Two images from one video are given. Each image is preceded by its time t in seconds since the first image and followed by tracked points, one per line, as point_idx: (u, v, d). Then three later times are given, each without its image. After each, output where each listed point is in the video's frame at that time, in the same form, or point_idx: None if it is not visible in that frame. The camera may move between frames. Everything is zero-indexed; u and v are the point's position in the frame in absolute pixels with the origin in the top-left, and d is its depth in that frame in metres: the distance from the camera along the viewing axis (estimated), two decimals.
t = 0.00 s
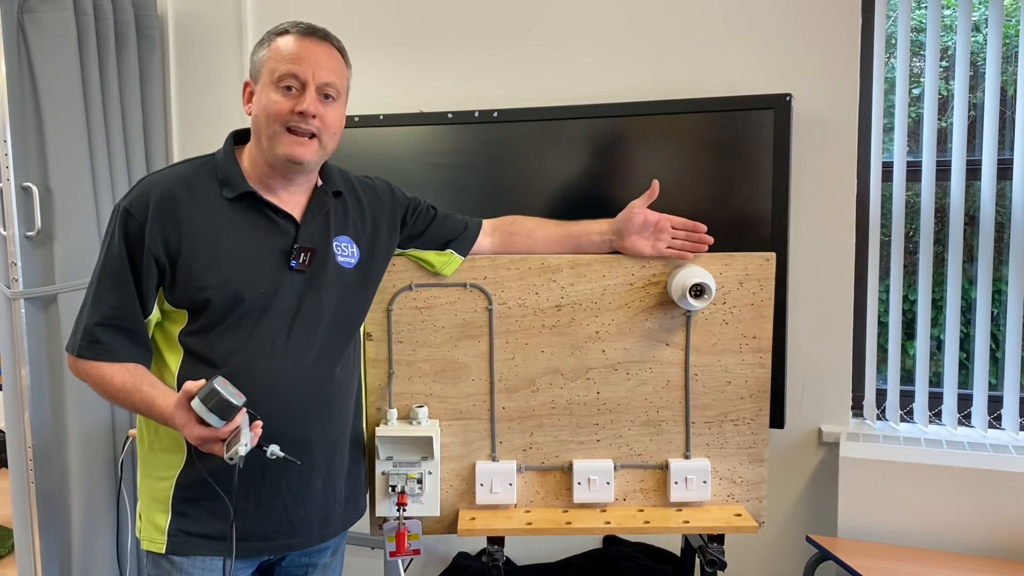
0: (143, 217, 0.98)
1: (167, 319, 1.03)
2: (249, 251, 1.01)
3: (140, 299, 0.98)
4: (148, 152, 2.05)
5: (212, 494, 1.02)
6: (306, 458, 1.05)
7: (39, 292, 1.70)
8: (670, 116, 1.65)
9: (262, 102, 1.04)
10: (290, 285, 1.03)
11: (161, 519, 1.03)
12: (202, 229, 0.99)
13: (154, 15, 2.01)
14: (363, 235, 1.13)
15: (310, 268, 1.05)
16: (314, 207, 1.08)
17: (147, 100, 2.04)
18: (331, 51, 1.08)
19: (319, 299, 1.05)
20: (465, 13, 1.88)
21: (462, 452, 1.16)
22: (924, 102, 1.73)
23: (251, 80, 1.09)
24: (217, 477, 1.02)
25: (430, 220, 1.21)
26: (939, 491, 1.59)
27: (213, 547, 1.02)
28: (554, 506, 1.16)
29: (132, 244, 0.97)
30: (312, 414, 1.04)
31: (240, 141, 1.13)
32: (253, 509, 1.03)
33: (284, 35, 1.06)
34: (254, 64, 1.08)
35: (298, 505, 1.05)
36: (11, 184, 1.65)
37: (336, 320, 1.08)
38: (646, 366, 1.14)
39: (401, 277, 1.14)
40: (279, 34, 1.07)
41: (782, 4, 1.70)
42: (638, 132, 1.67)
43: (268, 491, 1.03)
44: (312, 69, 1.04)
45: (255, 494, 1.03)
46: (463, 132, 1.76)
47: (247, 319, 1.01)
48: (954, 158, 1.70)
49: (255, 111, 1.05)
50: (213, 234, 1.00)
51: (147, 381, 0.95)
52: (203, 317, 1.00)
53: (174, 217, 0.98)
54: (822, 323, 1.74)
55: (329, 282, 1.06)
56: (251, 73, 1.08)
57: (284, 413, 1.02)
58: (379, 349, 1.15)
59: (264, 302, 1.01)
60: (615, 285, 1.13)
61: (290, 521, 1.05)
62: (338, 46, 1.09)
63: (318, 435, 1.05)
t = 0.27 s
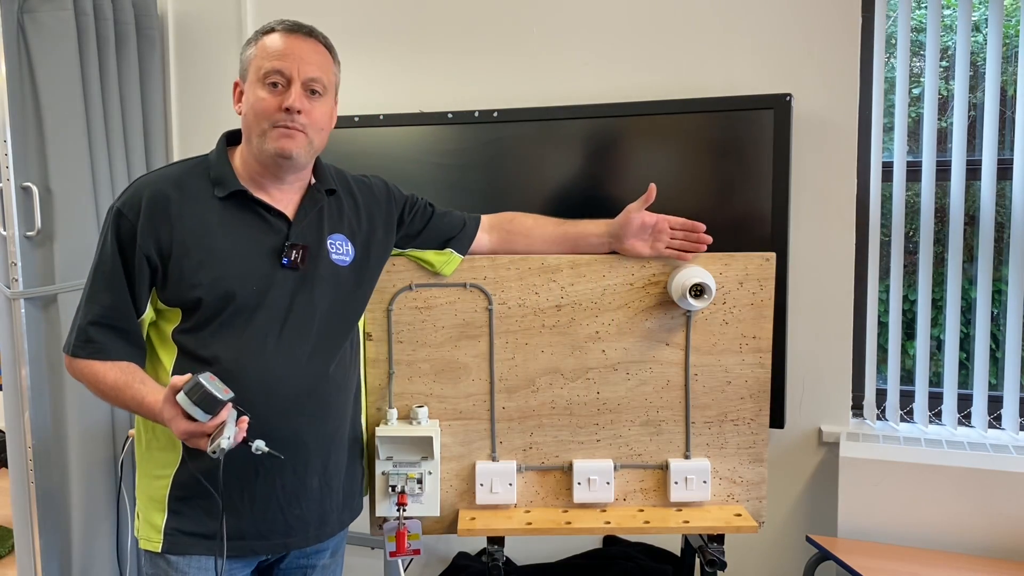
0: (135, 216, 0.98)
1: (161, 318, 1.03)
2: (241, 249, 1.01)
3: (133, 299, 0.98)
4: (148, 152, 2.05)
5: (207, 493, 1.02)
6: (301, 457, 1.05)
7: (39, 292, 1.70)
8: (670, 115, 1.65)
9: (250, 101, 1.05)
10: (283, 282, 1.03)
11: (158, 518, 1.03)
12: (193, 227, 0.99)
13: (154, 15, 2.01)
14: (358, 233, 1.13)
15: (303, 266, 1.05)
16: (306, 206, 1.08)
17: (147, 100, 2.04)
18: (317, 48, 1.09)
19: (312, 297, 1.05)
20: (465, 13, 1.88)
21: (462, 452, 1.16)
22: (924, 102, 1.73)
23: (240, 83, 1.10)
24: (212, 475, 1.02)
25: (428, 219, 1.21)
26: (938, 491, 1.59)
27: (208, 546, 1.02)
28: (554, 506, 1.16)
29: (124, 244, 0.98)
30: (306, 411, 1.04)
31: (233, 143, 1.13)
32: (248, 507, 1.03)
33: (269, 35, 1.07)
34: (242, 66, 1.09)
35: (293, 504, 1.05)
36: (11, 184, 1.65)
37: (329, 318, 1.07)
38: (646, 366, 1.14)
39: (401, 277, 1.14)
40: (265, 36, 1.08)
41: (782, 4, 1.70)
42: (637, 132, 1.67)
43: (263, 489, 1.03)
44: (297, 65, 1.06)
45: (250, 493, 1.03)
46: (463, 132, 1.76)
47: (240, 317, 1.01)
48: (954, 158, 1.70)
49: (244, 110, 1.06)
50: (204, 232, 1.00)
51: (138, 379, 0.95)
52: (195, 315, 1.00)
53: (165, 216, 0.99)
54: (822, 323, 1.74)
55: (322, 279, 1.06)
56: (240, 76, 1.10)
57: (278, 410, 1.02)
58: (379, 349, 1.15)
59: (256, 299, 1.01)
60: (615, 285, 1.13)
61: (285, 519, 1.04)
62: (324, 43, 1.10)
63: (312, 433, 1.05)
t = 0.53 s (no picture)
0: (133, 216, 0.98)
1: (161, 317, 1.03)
2: (238, 248, 1.01)
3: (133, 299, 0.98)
4: (148, 152, 2.05)
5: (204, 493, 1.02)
6: (299, 456, 1.04)
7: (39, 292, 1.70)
8: (670, 116, 1.65)
9: (240, 97, 1.05)
10: (279, 281, 1.03)
11: (157, 518, 1.03)
12: (189, 227, 0.99)
13: (154, 15, 2.01)
14: (355, 232, 1.13)
15: (299, 264, 1.04)
16: (302, 204, 1.08)
17: (146, 99, 2.04)
18: (305, 42, 1.10)
19: (309, 296, 1.04)
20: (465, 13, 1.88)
21: (462, 452, 1.16)
22: (924, 102, 1.73)
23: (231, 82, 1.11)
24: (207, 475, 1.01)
25: (425, 217, 1.22)
26: (938, 491, 1.59)
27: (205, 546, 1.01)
28: (554, 506, 1.16)
29: (122, 244, 0.98)
30: (304, 411, 1.04)
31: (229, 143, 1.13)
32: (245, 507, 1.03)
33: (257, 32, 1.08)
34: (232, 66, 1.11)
35: (291, 504, 1.05)
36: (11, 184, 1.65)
37: (326, 317, 1.07)
38: (646, 366, 1.14)
39: (401, 277, 1.14)
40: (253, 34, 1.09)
41: (782, 4, 1.70)
42: (637, 132, 1.67)
43: (260, 489, 1.03)
44: (285, 58, 1.06)
45: (247, 492, 1.02)
46: (462, 132, 1.76)
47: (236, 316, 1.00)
48: (954, 158, 1.70)
49: (236, 108, 1.07)
50: (200, 232, 1.00)
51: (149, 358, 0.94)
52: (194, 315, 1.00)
53: (162, 216, 0.99)
54: (822, 323, 1.74)
55: (319, 278, 1.06)
56: (231, 76, 1.11)
57: (275, 409, 1.02)
58: (379, 349, 1.15)
59: (253, 298, 1.01)
60: (615, 285, 1.13)
61: (283, 519, 1.04)
62: (312, 37, 1.11)
63: (309, 432, 1.05)
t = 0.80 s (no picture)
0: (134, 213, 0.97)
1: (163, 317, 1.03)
2: (237, 245, 1.01)
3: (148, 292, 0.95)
4: (148, 152, 2.05)
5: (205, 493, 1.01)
6: (300, 454, 1.05)
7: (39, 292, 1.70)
8: (669, 116, 1.65)
9: (230, 90, 1.05)
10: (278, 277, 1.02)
11: (158, 518, 1.03)
12: (188, 224, 0.99)
13: (155, 15, 2.01)
14: (350, 230, 1.13)
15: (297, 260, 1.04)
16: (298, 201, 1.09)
17: (146, 99, 2.04)
18: (292, 36, 1.11)
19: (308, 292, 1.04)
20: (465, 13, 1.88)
21: (462, 452, 1.16)
22: (924, 102, 1.73)
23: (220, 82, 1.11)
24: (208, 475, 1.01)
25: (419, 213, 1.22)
26: (938, 491, 1.59)
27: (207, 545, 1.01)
28: (554, 506, 1.16)
29: (128, 237, 0.96)
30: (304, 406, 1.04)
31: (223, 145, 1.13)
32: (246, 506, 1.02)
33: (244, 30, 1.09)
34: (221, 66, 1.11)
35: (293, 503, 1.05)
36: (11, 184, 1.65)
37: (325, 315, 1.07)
38: (646, 366, 1.14)
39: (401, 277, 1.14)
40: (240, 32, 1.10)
41: (782, 4, 1.70)
42: (637, 131, 1.67)
43: (262, 486, 1.03)
44: (274, 50, 1.07)
45: (249, 492, 1.02)
46: (462, 132, 1.76)
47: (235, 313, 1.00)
48: (954, 158, 1.70)
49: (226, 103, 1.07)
50: (199, 228, 0.99)
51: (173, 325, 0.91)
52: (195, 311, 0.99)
53: (162, 214, 0.99)
54: (822, 322, 1.74)
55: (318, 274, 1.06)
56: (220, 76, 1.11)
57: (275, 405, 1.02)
58: (379, 349, 1.15)
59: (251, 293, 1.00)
60: (615, 285, 1.13)
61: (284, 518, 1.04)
62: (299, 32, 1.12)
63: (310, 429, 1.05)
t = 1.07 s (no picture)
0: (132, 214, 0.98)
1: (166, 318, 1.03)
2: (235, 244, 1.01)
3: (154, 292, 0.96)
4: (148, 152, 2.05)
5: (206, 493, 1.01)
6: (301, 453, 1.04)
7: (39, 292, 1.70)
8: (669, 115, 1.65)
9: (224, 89, 1.05)
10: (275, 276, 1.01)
11: (158, 519, 1.03)
12: (186, 224, 0.99)
13: (155, 14, 2.01)
14: (347, 230, 1.13)
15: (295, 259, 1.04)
16: (294, 202, 1.09)
17: (146, 99, 2.04)
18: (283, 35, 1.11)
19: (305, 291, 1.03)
20: (465, 13, 1.88)
21: (462, 452, 1.16)
22: (924, 102, 1.73)
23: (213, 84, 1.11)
24: (208, 475, 1.01)
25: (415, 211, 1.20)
26: (938, 491, 1.59)
27: (207, 545, 1.01)
28: (554, 506, 1.16)
29: (129, 238, 0.96)
30: (306, 405, 1.04)
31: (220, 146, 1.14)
32: (246, 506, 1.02)
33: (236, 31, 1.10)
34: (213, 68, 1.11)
35: (294, 503, 1.04)
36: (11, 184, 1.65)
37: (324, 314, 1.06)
38: (646, 366, 1.14)
39: (401, 277, 1.14)
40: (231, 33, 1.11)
41: (782, 4, 1.70)
42: (637, 131, 1.67)
43: (263, 486, 1.02)
44: (266, 49, 1.07)
45: (249, 491, 1.02)
46: (462, 132, 1.76)
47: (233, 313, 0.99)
48: (954, 158, 1.70)
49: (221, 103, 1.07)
50: (196, 228, 0.99)
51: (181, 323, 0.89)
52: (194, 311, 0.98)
53: (160, 214, 0.99)
54: (822, 322, 1.74)
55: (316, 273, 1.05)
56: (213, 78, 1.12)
57: (276, 404, 1.02)
58: (379, 349, 1.15)
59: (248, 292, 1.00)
60: (615, 285, 1.13)
61: (285, 518, 1.04)
62: (291, 31, 1.13)
63: (310, 429, 1.05)
